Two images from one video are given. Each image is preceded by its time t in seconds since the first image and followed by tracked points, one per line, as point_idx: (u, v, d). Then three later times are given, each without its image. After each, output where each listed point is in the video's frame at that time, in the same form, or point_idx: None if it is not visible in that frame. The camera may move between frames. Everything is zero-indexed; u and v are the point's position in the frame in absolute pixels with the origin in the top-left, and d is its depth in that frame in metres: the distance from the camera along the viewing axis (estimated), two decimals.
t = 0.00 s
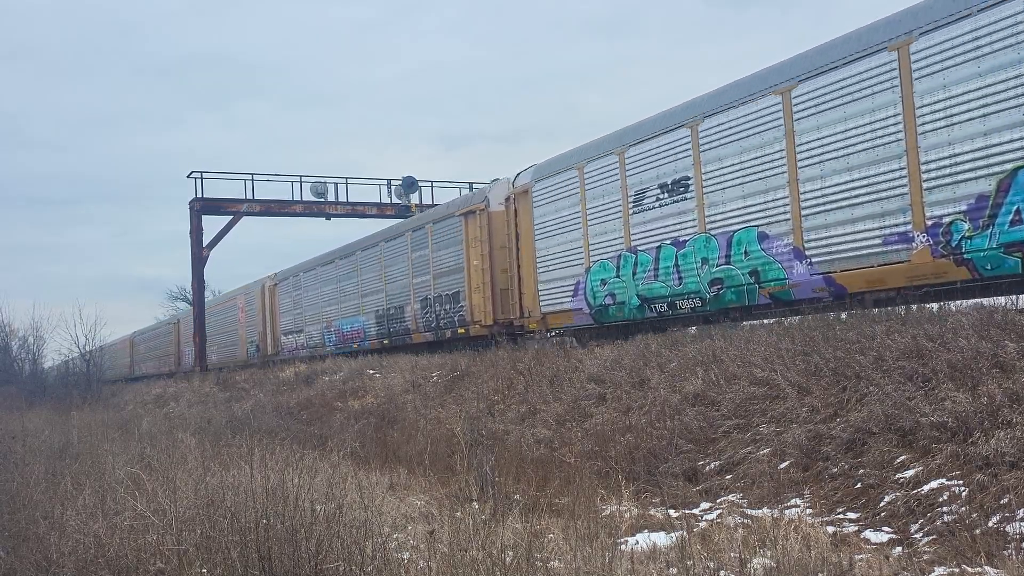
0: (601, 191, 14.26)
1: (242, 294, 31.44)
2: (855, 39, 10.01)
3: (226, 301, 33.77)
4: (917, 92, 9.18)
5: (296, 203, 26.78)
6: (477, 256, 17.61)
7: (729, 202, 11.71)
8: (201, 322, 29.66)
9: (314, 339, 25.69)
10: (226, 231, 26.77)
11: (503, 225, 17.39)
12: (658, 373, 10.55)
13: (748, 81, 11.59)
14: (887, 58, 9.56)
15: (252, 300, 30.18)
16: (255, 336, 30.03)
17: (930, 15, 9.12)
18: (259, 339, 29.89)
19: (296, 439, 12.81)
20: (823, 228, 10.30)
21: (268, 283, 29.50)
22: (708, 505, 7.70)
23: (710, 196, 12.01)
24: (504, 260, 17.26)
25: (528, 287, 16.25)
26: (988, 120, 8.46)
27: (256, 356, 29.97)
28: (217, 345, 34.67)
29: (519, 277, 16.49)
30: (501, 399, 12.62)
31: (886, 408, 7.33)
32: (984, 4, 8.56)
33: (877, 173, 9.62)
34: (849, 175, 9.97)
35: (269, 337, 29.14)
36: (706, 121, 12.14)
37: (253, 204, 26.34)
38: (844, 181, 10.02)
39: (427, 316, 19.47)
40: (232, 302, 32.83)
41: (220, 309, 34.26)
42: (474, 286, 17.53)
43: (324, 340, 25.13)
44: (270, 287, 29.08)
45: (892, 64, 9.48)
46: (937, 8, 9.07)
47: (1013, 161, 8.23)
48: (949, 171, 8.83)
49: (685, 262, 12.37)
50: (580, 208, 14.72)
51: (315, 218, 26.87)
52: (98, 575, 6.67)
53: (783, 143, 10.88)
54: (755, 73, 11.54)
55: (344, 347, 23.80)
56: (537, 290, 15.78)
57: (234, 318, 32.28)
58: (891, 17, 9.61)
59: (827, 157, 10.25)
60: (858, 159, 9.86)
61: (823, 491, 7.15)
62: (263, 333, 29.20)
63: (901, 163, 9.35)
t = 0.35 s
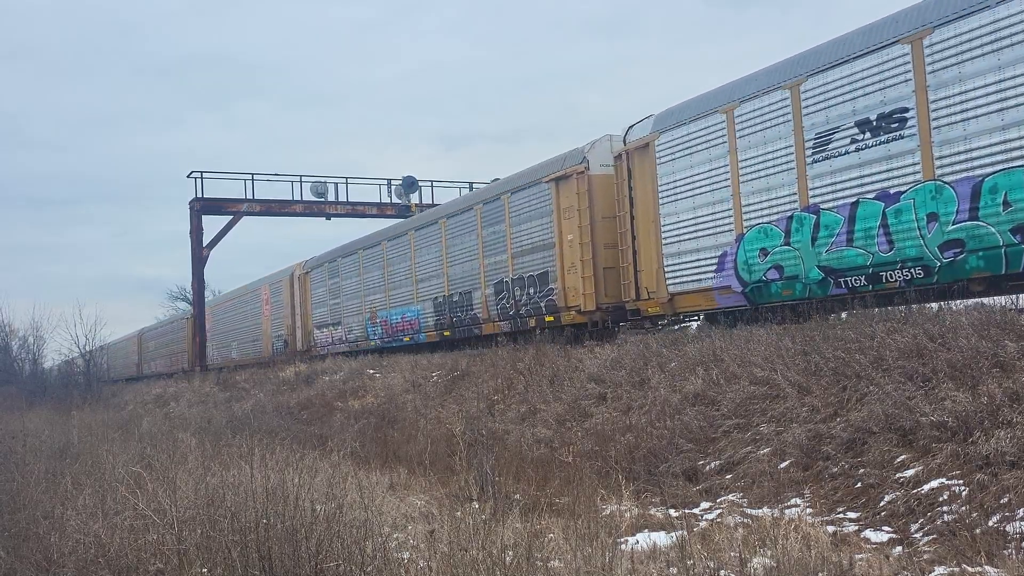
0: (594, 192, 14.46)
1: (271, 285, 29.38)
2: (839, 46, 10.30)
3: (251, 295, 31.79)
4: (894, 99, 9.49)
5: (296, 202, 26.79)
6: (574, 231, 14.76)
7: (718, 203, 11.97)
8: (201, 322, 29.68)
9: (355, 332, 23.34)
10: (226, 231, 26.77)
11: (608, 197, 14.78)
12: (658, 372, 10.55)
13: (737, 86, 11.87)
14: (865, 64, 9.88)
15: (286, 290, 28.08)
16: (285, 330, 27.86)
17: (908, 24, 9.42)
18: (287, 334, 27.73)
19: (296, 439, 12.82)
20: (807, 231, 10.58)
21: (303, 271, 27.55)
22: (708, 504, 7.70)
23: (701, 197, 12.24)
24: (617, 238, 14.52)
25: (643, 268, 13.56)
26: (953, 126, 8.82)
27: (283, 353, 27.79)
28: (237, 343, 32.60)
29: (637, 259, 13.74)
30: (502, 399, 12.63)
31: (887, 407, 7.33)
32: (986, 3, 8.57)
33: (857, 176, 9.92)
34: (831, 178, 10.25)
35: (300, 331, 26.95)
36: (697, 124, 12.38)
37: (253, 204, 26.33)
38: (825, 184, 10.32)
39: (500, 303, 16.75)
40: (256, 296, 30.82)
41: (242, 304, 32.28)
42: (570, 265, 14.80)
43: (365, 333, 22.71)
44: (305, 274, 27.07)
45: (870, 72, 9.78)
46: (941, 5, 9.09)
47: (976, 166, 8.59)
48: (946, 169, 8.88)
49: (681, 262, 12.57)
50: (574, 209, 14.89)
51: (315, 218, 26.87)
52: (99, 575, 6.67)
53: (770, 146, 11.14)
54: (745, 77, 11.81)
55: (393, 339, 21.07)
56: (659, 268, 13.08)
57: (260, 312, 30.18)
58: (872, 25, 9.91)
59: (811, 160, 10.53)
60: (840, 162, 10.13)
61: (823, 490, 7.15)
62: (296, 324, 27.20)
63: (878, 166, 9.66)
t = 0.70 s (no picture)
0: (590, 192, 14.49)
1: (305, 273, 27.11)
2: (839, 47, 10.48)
3: (282, 287, 29.09)
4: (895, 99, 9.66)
5: (296, 202, 26.79)
6: (718, 188, 11.89)
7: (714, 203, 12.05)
8: (201, 321, 29.69)
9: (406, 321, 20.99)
10: (226, 230, 26.76)
11: (762, 148, 11.92)
12: (658, 372, 10.55)
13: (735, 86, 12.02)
14: (864, 65, 10.08)
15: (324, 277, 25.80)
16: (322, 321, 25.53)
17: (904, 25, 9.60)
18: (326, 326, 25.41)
19: (296, 439, 12.83)
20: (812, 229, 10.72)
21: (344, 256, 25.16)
22: (709, 504, 7.70)
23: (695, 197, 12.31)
24: (790, 200, 11.27)
25: (825, 234, 10.60)
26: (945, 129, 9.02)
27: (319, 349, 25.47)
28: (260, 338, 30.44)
29: (817, 226, 10.75)
30: (502, 398, 12.64)
31: (887, 407, 7.33)
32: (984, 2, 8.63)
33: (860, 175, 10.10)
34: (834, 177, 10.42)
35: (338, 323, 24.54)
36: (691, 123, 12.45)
37: (253, 204, 26.32)
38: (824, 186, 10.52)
39: (606, 283, 13.88)
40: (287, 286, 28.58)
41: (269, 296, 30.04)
42: (709, 233, 11.98)
43: (418, 321, 19.91)
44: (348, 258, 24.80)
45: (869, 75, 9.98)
46: (942, 6, 9.16)
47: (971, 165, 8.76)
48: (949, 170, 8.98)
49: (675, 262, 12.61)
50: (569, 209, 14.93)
51: (315, 218, 26.87)
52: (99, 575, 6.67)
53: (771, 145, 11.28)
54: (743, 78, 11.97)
55: (459, 329, 18.07)
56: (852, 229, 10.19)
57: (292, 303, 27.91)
58: (870, 26, 10.09)
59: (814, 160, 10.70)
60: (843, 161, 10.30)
61: (823, 490, 7.15)
62: (337, 317, 24.89)
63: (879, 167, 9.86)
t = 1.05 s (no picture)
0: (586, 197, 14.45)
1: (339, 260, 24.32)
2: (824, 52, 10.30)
3: (314, 277, 26.26)
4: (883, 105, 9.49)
5: (296, 202, 26.78)
6: (952, 125, 8.78)
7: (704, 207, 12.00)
8: (202, 321, 29.69)
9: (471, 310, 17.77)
10: (226, 230, 26.76)
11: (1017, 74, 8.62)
12: (658, 372, 10.55)
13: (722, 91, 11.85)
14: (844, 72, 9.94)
15: (368, 264, 22.43)
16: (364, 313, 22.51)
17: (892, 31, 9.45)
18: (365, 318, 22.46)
19: (296, 438, 12.85)
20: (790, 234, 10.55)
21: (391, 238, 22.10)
22: (709, 504, 7.70)
23: (688, 202, 12.25)
24: None
25: None
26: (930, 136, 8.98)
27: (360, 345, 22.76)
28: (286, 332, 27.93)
29: None
30: (502, 398, 12.64)
31: (887, 407, 7.33)
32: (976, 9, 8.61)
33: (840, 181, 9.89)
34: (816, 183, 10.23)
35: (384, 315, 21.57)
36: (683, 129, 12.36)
37: (253, 204, 26.32)
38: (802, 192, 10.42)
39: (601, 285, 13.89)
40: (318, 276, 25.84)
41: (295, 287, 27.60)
42: (936, 184, 8.93)
43: (490, 310, 16.95)
44: (391, 242, 21.69)
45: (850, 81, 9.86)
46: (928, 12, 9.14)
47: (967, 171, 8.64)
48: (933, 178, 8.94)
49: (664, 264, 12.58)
50: (565, 211, 14.91)
51: (315, 218, 26.87)
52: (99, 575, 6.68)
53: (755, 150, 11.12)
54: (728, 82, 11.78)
55: (544, 318, 15.17)
56: None
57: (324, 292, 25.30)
58: (858, 32, 9.93)
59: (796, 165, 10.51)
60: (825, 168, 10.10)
61: (823, 490, 7.14)
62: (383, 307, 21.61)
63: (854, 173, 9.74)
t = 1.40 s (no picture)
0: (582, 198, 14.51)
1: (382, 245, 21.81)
2: (816, 57, 10.42)
3: (346, 264, 23.87)
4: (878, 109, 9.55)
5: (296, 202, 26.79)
6: None
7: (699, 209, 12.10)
8: (202, 321, 29.70)
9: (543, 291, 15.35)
10: (226, 229, 26.76)
11: None
12: (658, 372, 10.55)
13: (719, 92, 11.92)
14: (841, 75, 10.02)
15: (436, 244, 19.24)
16: (417, 301, 19.61)
17: (885, 36, 9.54)
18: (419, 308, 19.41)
19: (296, 438, 12.85)
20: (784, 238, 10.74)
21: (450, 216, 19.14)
22: (709, 504, 7.69)
23: (682, 204, 12.34)
24: None
25: None
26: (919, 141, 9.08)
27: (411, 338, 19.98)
28: (315, 325, 25.48)
29: None
30: (501, 398, 12.64)
31: (886, 407, 7.33)
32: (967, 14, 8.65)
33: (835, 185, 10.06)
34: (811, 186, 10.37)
35: (443, 305, 18.71)
36: (680, 132, 12.46)
37: (253, 203, 26.33)
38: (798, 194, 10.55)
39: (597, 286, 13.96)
40: (352, 263, 23.49)
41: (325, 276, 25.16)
42: None
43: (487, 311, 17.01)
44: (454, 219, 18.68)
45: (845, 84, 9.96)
46: (922, 15, 9.16)
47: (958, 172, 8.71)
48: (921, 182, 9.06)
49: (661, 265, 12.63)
50: (558, 213, 15.03)
51: (315, 218, 26.87)
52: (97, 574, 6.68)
53: (749, 153, 11.25)
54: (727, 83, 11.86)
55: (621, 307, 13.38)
56: None
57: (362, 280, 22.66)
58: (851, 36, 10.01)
59: (790, 167, 10.64)
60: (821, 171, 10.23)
61: (823, 490, 7.14)
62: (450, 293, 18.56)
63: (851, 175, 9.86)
